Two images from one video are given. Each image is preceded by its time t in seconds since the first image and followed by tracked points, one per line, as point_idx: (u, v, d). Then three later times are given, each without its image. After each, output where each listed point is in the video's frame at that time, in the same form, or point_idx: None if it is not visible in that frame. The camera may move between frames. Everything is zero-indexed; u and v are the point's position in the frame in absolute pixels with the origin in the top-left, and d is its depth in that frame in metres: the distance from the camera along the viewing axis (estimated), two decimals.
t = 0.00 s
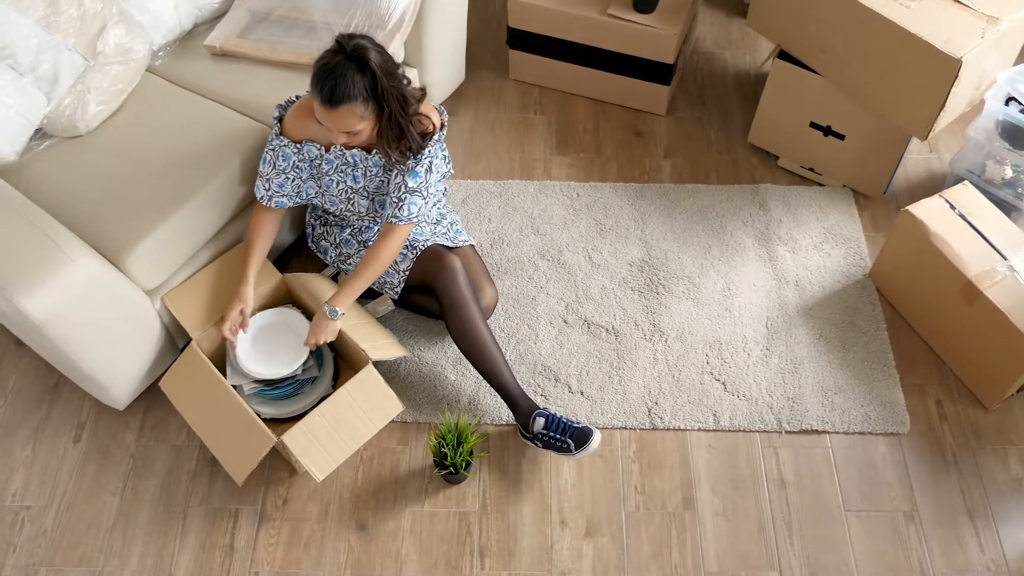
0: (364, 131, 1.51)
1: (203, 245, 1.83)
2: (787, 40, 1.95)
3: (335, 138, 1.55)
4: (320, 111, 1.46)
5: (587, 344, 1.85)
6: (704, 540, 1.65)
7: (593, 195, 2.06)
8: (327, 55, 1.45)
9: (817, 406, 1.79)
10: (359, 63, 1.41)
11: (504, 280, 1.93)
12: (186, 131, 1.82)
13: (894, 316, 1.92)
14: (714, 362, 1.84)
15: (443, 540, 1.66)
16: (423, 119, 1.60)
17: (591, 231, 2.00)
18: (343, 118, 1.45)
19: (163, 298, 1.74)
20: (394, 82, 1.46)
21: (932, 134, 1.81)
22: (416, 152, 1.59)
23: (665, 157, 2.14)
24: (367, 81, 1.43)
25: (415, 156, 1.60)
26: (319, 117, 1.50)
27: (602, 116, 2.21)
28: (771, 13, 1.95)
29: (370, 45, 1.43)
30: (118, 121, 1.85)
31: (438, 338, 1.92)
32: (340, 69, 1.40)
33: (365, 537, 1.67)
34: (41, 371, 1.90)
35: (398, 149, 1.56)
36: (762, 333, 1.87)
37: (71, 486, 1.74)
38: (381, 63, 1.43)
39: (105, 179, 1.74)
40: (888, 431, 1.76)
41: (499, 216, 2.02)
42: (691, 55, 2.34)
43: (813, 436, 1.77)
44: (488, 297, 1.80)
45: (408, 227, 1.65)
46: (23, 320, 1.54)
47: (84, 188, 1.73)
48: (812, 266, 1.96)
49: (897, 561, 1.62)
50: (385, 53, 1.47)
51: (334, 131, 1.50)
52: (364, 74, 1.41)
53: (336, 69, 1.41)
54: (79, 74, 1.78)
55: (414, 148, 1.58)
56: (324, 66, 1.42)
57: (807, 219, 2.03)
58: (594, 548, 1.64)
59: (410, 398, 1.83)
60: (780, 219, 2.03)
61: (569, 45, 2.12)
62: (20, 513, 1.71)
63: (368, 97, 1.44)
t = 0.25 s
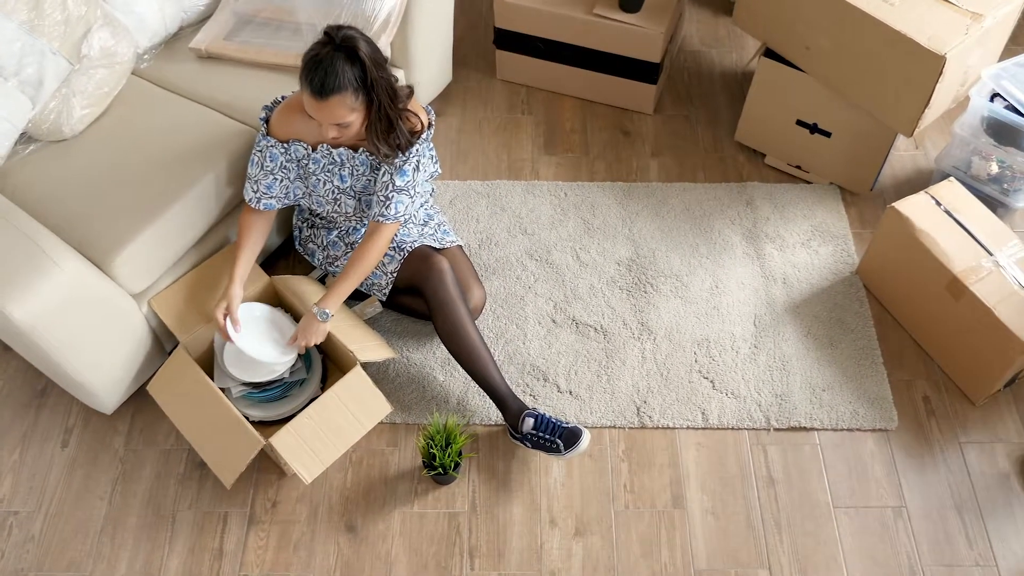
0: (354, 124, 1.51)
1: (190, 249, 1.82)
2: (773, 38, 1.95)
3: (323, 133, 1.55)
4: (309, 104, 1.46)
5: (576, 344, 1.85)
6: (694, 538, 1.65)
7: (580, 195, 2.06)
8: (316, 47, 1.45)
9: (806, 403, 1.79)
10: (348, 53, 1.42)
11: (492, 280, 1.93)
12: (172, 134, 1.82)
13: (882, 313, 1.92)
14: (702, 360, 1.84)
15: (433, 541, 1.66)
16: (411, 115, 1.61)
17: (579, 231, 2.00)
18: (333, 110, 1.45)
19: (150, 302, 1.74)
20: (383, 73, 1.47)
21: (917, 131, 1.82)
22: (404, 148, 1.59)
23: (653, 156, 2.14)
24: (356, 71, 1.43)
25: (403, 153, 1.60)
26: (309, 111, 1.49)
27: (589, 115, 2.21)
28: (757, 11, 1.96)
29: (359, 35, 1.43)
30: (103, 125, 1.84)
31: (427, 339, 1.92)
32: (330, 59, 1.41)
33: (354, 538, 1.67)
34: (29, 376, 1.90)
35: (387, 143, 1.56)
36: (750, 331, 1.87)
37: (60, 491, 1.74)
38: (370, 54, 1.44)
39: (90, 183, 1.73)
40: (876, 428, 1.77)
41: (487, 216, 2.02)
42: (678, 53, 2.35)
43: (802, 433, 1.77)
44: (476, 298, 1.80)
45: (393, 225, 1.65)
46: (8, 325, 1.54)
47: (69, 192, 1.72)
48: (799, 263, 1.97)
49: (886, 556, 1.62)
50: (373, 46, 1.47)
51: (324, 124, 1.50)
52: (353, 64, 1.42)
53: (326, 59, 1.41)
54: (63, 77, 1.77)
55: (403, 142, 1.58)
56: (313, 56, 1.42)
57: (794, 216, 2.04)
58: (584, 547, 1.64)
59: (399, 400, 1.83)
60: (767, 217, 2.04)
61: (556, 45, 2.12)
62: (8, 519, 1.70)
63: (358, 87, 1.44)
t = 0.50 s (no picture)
0: (357, 107, 1.45)
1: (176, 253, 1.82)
2: (757, 37, 1.95)
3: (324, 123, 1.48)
4: (308, 90, 1.39)
5: (564, 343, 1.85)
6: (682, 536, 1.65)
7: (567, 194, 2.06)
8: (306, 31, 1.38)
9: (793, 400, 1.79)
10: (345, 30, 1.35)
11: (479, 281, 1.93)
12: (157, 137, 1.81)
13: (868, 309, 1.93)
14: (690, 359, 1.84)
15: (422, 542, 1.66)
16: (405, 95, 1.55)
17: (566, 230, 2.01)
18: (336, 92, 1.38)
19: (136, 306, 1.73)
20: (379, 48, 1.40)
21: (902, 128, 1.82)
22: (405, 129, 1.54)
23: (639, 155, 2.14)
24: (356, 48, 1.36)
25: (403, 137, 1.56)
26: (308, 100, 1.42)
27: (576, 115, 2.21)
28: (741, 10, 1.96)
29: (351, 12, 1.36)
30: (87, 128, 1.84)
31: (414, 341, 1.92)
32: (326, 40, 1.33)
33: (343, 540, 1.67)
34: (15, 381, 1.89)
35: (387, 121, 1.51)
36: (738, 329, 1.88)
37: (46, 496, 1.73)
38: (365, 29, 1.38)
39: (74, 187, 1.73)
40: (863, 424, 1.77)
41: (474, 216, 2.02)
42: (663, 52, 2.35)
43: (789, 430, 1.77)
44: (462, 298, 1.79)
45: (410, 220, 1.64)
46: None
47: (53, 196, 1.72)
48: (786, 260, 1.97)
49: (874, 553, 1.63)
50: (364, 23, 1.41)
51: (326, 111, 1.43)
52: (352, 40, 1.35)
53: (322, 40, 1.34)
54: (46, 81, 1.77)
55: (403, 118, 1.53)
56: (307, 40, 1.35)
57: (781, 214, 2.04)
58: (573, 547, 1.64)
59: (386, 401, 1.83)
60: (754, 215, 2.04)
61: (541, 44, 2.12)
62: None
63: (359, 65, 1.38)
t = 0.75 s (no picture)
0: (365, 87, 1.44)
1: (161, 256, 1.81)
2: (742, 35, 1.96)
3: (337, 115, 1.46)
4: (320, 83, 1.37)
5: (551, 343, 1.85)
6: (671, 535, 1.65)
7: (554, 194, 2.06)
8: (295, 31, 1.36)
9: (780, 397, 1.80)
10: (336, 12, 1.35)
11: (466, 281, 1.93)
12: (141, 141, 1.81)
13: (854, 306, 1.93)
14: (677, 357, 1.84)
15: (411, 543, 1.66)
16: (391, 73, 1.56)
17: (553, 230, 2.01)
18: (349, 75, 1.37)
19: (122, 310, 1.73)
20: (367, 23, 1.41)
21: (887, 124, 1.83)
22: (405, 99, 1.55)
23: (626, 154, 2.15)
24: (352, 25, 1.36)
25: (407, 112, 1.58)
26: (319, 94, 1.40)
27: (562, 114, 2.22)
28: (725, 8, 1.96)
29: None
30: (71, 132, 1.83)
31: (402, 342, 1.92)
32: (327, 28, 1.32)
33: (331, 542, 1.67)
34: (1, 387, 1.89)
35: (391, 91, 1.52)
36: (725, 327, 1.88)
37: (34, 502, 1.73)
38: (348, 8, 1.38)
39: (59, 191, 1.72)
40: (850, 420, 1.78)
41: (461, 217, 2.02)
42: (649, 51, 2.35)
43: (777, 427, 1.78)
44: (451, 299, 1.80)
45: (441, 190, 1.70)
46: None
47: (38, 201, 1.71)
48: (772, 258, 1.97)
49: (862, 549, 1.63)
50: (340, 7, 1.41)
51: (339, 99, 1.41)
52: (347, 18, 1.35)
53: (321, 29, 1.33)
54: (30, 86, 1.75)
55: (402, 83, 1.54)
56: (304, 36, 1.33)
57: (767, 212, 2.05)
58: (562, 546, 1.65)
59: (374, 403, 1.83)
60: (740, 213, 2.04)
61: (526, 44, 2.13)
62: None
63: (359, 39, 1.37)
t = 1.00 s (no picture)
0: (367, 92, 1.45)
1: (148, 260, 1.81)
2: (728, 33, 1.96)
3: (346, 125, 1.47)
4: (329, 97, 1.37)
5: (540, 343, 1.86)
6: (661, 533, 1.65)
7: (542, 194, 2.07)
8: (290, 51, 1.35)
9: (769, 394, 1.80)
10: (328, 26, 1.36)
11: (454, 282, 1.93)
12: (127, 144, 1.80)
13: (843, 303, 1.94)
14: (666, 356, 1.85)
15: (400, 545, 1.66)
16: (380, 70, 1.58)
17: (541, 230, 2.01)
18: (355, 85, 1.38)
19: (108, 315, 1.72)
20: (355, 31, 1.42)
21: (872, 121, 1.83)
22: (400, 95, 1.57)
23: (613, 153, 2.15)
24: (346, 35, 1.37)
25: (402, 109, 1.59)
26: (327, 109, 1.41)
27: (550, 114, 2.22)
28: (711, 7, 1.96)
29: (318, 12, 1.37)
30: (56, 136, 1.82)
31: (391, 343, 1.92)
32: (326, 42, 1.33)
33: (321, 545, 1.66)
34: None
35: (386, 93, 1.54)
36: (713, 325, 1.88)
37: (22, 508, 1.72)
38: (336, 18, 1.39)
39: (44, 196, 1.71)
40: (838, 417, 1.78)
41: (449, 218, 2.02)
42: (636, 50, 2.36)
43: (766, 425, 1.78)
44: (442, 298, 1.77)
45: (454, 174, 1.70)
46: None
47: (23, 206, 1.70)
48: (760, 256, 1.98)
49: (851, 546, 1.64)
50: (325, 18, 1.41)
51: (346, 111, 1.43)
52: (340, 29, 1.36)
53: (321, 44, 1.33)
54: (14, 90, 1.75)
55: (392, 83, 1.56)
56: (306, 54, 1.33)
57: (755, 210, 2.05)
58: (551, 546, 1.64)
59: (363, 404, 1.83)
60: (728, 211, 2.05)
61: (512, 45, 2.13)
62: None
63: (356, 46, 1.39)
